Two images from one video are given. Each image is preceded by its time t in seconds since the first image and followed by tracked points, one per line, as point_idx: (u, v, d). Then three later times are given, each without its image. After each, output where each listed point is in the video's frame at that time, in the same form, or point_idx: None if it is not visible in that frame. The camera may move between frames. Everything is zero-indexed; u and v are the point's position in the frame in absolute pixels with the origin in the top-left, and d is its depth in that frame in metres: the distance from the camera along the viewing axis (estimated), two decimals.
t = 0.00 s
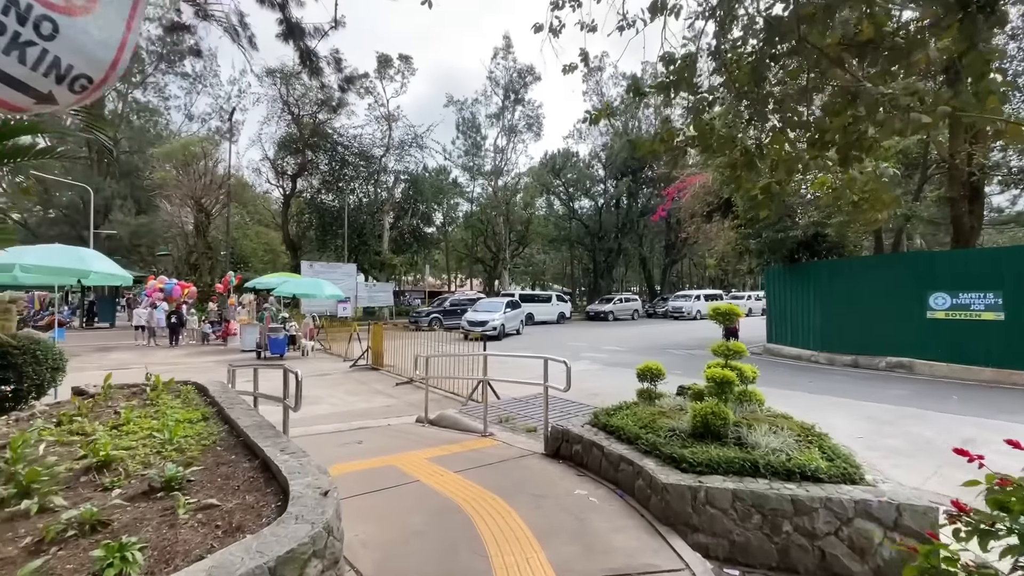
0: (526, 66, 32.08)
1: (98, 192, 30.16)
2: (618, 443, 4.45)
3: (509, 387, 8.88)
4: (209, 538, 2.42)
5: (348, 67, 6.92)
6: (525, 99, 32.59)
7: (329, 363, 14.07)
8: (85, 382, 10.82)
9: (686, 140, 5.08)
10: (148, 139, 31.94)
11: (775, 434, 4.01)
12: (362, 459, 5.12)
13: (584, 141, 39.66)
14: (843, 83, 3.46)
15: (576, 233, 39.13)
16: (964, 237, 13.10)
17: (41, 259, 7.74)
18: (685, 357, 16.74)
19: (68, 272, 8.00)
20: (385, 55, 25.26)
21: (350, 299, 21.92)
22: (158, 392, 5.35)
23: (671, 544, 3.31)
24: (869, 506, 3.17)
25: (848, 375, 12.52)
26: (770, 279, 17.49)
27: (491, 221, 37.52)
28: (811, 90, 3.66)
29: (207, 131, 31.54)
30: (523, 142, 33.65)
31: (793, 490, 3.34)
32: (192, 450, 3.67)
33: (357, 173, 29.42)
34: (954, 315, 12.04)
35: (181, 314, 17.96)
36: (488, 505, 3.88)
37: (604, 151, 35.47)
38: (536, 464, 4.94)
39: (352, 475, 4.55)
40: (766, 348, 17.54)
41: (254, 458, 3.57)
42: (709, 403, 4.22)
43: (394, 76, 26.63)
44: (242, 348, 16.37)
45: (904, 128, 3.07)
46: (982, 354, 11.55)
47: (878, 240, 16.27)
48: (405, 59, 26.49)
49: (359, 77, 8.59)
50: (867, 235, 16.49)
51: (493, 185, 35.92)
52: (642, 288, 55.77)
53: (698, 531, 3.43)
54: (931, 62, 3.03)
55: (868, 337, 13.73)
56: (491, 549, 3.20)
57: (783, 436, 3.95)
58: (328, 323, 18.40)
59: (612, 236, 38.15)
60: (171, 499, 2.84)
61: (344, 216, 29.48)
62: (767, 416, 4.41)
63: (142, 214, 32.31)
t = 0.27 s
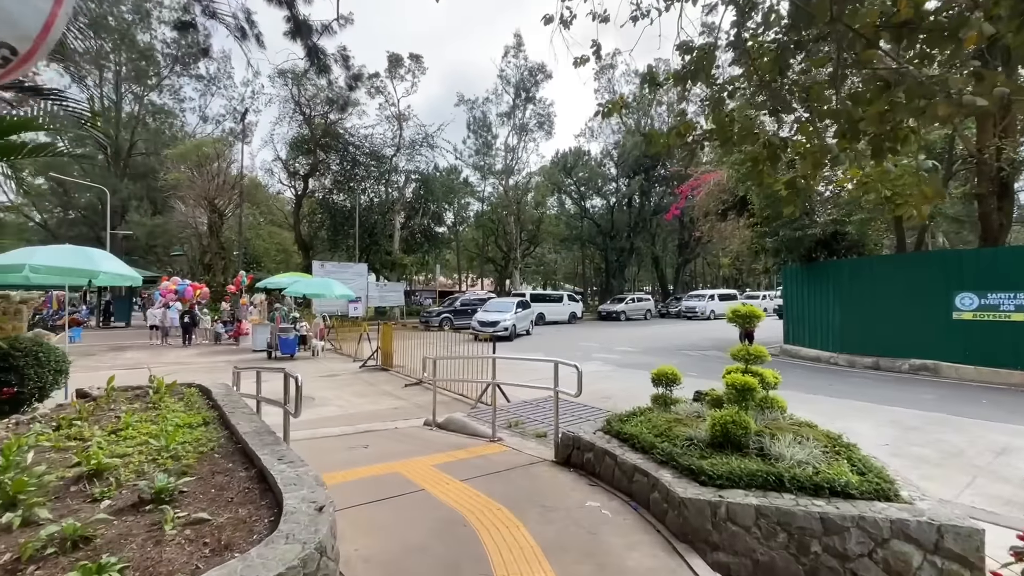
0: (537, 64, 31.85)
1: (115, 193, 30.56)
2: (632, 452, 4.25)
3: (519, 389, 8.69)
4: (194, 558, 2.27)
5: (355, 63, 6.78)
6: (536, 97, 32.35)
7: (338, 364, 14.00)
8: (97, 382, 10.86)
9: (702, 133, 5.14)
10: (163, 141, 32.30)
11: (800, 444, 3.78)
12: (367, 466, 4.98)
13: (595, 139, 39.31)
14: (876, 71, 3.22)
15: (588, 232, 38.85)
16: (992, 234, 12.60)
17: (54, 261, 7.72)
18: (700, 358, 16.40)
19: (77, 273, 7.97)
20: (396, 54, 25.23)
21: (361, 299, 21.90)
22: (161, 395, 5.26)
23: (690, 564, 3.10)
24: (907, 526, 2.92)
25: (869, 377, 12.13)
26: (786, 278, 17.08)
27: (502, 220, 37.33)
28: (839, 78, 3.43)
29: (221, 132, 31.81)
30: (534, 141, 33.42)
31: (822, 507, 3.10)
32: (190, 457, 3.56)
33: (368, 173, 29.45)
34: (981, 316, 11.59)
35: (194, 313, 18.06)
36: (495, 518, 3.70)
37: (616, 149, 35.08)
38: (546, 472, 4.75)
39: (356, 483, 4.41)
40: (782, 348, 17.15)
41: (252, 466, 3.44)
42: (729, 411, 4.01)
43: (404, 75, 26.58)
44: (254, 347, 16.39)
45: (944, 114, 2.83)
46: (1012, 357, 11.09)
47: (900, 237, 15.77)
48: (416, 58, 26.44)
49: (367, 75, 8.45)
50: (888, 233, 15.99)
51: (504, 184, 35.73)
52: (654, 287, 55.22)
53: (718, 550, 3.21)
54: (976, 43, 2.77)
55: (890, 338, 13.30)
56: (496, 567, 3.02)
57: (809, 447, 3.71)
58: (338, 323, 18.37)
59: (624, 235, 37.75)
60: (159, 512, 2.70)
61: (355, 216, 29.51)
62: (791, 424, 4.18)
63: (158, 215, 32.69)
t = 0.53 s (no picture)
0: (550, 61, 31.62)
1: (132, 194, 31.02)
2: (646, 460, 4.04)
3: (529, 391, 8.50)
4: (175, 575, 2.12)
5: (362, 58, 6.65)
6: (549, 95, 32.10)
7: (349, 364, 13.95)
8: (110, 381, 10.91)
9: (721, 125, 4.97)
10: (179, 142, 32.72)
11: (829, 454, 3.53)
12: (372, 471, 4.83)
13: (608, 137, 38.96)
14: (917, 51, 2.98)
15: (601, 231, 38.51)
16: None
17: (60, 260, 7.68)
18: (715, 359, 16.02)
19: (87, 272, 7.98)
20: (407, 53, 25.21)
21: (372, 298, 21.89)
22: (164, 396, 5.17)
23: None
24: (952, 547, 2.67)
25: (894, 380, 11.70)
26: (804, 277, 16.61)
27: (514, 219, 37.14)
28: (875, 59, 3.17)
29: (235, 134, 32.12)
30: (546, 139, 33.18)
31: (854, 524, 2.86)
32: (185, 462, 3.43)
33: (380, 173, 29.48)
34: (1013, 317, 11.10)
35: (207, 313, 18.19)
36: (501, 530, 3.51)
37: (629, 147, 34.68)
38: (556, 479, 4.56)
39: (359, 489, 4.27)
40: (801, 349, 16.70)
41: (247, 472, 3.30)
42: (750, 418, 3.77)
43: (416, 74, 26.56)
44: (265, 346, 16.42)
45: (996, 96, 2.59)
46: None
47: (925, 235, 15.22)
48: (427, 57, 26.40)
49: (374, 71, 8.31)
50: (913, 231, 15.44)
51: (516, 183, 35.52)
52: (668, 286, 54.59)
53: (740, 569, 2.98)
54: None
55: (915, 339, 12.82)
56: None
57: (838, 458, 3.47)
58: (349, 323, 18.36)
59: (637, 234, 37.34)
60: (145, 522, 2.56)
61: (367, 215, 29.56)
62: (817, 432, 3.93)
63: (174, 216, 33.14)
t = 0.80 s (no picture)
0: (563, 58, 31.36)
1: (151, 195, 31.52)
2: (663, 466, 3.80)
3: (541, 392, 8.29)
4: None
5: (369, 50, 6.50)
6: (562, 93, 31.83)
7: (360, 363, 13.89)
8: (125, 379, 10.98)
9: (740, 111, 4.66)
10: (197, 143, 33.16)
11: (863, 462, 3.26)
12: (376, 473, 4.68)
13: (622, 134, 38.56)
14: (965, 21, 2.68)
15: (615, 230, 38.14)
16: None
17: (76, 258, 7.71)
18: (733, 359, 15.61)
19: (98, 270, 7.98)
20: (420, 52, 25.19)
21: (384, 297, 21.86)
22: (166, 395, 5.07)
23: None
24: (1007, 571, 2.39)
25: (922, 382, 11.23)
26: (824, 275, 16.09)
27: (527, 218, 36.93)
28: (916, 32, 2.88)
29: (251, 134, 32.46)
30: (559, 137, 32.91)
31: (895, 541, 2.60)
32: (179, 464, 3.29)
33: (393, 172, 29.51)
34: None
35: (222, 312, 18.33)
36: (508, 539, 3.31)
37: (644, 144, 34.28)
38: (567, 484, 4.34)
39: (362, 493, 4.12)
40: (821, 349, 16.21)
41: (242, 476, 3.15)
42: (776, 423, 3.52)
43: (428, 73, 26.53)
44: (278, 345, 16.46)
45: None
46: None
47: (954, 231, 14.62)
48: (440, 55, 26.34)
49: (383, 66, 8.18)
50: (940, 227, 14.86)
51: (529, 182, 35.29)
52: (684, 286, 53.87)
53: None
54: None
55: (944, 339, 12.30)
56: None
57: (873, 467, 3.20)
58: (362, 321, 18.35)
59: (652, 232, 36.83)
60: (128, 529, 2.42)
61: (380, 214, 29.59)
62: (849, 438, 3.65)
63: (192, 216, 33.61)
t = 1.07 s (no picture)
0: (577, 55, 31.07)
1: (170, 196, 32.04)
2: (682, 478, 3.57)
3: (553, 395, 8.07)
4: None
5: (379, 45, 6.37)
6: (576, 90, 31.52)
7: (372, 363, 13.83)
8: (140, 378, 11.07)
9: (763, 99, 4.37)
10: (214, 145, 33.62)
11: (903, 477, 2.99)
12: (381, 480, 4.52)
13: (637, 132, 38.11)
14: None
15: (630, 228, 37.77)
16: None
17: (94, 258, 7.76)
18: (752, 361, 15.18)
19: (110, 270, 8.00)
20: (433, 51, 25.14)
21: (398, 297, 21.83)
22: (171, 396, 4.98)
23: None
24: None
25: (953, 386, 10.73)
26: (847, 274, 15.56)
27: (541, 217, 36.68)
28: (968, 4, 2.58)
29: (267, 136, 32.80)
30: (573, 135, 32.61)
31: (942, 567, 2.34)
32: (173, 471, 3.17)
33: (406, 172, 29.52)
34: None
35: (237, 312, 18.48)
36: (516, 555, 3.11)
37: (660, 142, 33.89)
38: (580, 494, 4.13)
39: (365, 501, 3.96)
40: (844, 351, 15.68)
41: (236, 484, 3.01)
42: (804, 432, 3.26)
43: (442, 72, 26.48)
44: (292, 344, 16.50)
45: None
46: None
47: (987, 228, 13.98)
48: (453, 54, 26.27)
49: (392, 62, 8.06)
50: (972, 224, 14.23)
51: (543, 180, 35.03)
52: (700, 285, 53.03)
53: None
54: None
55: (976, 341, 11.76)
56: None
57: (915, 483, 2.92)
58: (375, 321, 18.32)
59: (668, 231, 36.29)
60: (110, 543, 2.29)
61: (393, 214, 29.60)
62: (885, 449, 3.38)
63: (210, 217, 34.10)
